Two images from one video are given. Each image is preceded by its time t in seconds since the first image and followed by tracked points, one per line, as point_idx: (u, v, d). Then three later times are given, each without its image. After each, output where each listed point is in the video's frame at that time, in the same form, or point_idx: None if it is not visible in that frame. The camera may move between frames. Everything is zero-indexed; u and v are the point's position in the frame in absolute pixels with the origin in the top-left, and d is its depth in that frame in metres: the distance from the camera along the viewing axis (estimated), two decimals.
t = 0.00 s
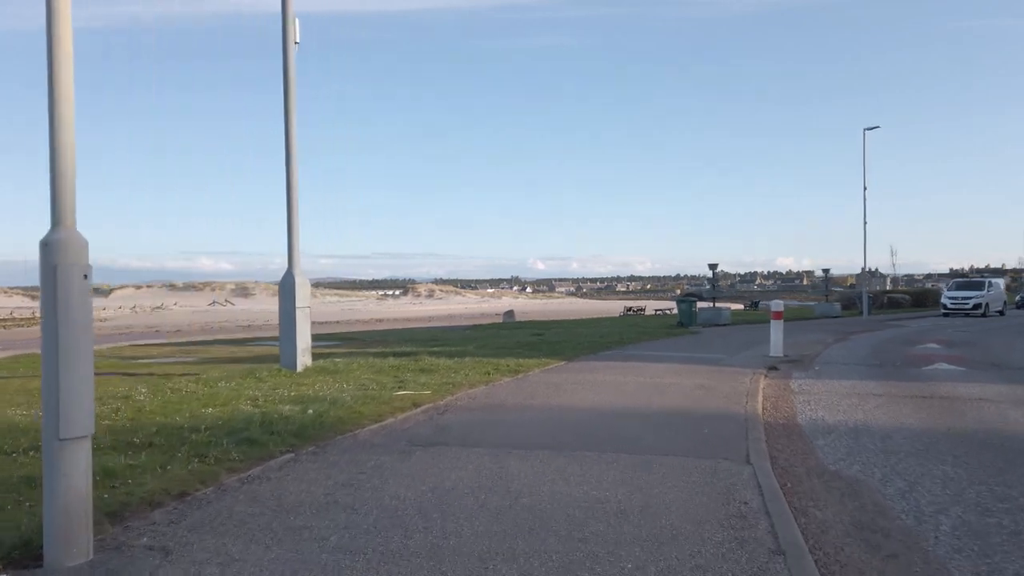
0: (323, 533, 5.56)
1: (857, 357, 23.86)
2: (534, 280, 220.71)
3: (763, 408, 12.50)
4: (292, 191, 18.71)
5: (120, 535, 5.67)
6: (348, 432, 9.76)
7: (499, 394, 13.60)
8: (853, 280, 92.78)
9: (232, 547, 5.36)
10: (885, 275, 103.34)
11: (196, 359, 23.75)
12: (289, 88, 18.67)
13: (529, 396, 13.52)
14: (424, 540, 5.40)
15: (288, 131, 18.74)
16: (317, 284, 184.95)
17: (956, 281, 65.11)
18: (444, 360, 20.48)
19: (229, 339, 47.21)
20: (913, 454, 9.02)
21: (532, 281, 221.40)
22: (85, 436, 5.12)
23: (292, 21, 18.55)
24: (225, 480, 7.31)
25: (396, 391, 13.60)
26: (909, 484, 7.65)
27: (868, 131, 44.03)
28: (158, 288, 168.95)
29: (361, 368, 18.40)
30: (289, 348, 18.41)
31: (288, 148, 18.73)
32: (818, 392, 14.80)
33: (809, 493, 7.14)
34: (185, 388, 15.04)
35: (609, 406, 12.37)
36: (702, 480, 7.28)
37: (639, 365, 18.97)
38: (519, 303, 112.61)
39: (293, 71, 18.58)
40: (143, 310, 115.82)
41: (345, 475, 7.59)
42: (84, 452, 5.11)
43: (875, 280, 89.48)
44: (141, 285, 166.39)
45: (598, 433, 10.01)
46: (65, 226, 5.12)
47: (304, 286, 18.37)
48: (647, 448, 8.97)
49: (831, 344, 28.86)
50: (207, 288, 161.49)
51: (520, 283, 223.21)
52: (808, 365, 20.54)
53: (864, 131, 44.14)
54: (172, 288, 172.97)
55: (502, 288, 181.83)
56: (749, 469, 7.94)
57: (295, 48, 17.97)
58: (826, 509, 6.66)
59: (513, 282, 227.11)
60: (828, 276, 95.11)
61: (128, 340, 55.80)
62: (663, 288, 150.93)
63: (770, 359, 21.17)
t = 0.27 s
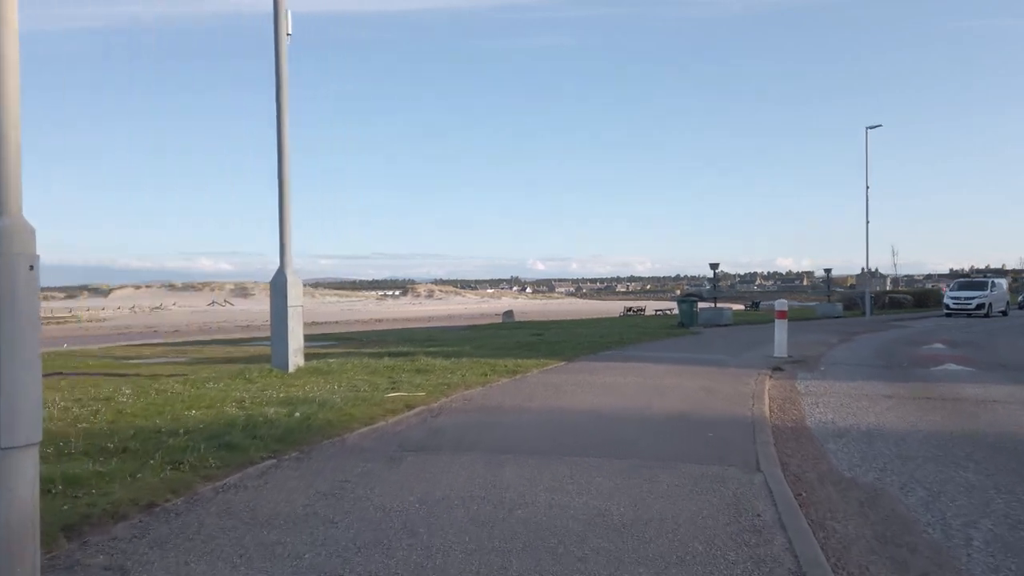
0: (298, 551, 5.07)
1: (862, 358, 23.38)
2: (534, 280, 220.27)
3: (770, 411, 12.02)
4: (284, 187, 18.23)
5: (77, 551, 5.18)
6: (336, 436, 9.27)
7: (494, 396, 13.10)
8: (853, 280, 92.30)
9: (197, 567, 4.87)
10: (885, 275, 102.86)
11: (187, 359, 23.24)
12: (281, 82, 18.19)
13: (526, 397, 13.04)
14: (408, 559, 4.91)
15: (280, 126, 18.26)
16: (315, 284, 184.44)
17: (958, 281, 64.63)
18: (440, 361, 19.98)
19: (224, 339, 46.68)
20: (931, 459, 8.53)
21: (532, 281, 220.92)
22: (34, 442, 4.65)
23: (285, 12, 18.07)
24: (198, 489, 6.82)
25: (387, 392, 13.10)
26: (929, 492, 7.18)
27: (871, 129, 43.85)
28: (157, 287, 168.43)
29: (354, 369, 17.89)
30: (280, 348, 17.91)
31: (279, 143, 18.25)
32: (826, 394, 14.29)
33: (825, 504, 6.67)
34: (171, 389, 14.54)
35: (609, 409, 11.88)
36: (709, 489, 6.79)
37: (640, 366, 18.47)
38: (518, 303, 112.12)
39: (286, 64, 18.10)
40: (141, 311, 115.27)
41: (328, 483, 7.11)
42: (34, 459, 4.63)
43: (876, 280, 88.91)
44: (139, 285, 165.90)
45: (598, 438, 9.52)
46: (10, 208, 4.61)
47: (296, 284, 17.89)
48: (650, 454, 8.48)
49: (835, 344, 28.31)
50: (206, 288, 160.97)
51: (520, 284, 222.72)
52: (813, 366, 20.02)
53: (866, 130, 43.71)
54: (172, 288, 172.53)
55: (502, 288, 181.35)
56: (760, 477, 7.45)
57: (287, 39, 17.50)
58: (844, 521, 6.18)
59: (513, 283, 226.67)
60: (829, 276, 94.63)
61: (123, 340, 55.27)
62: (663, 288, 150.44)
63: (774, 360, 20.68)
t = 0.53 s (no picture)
0: None
1: (866, 360, 22.91)
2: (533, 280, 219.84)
3: (775, 418, 11.52)
4: (273, 185, 17.71)
5: None
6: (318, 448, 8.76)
7: (489, 402, 12.61)
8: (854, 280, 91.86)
9: None
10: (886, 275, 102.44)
11: (176, 362, 22.74)
12: (270, 77, 17.68)
13: (521, 403, 12.55)
14: None
15: (269, 123, 17.76)
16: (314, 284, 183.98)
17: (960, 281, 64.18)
18: (434, 363, 19.49)
19: (219, 339, 46.21)
20: (948, 473, 8.04)
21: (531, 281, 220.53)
22: None
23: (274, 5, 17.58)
24: (162, 509, 6.30)
25: (377, 398, 12.59)
26: (950, 511, 6.71)
27: (871, 128, 43.61)
28: (154, 287, 167.92)
29: (345, 373, 17.40)
30: (270, 351, 17.40)
31: (268, 140, 17.75)
32: (832, 400, 13.79)
33: (840, 526, 6.20)
34: (154, 394, 14.03)
35: (608, 417, 11.38)
36: (713, 509, 6.32)
37: (639, 369, 17.98)
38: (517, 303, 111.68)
39: (275, 60, 17.62)
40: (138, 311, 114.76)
41: (304, 502, 6.59)
42: None
43: (877, 279, 88.37)
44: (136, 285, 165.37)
45: (595, 450, 9.01)
46: None
47: (285, 286, 17.39)
48: (651, 468, 8.00)
49: (838, 346, 27.80)
50: (203, 288, 160.47)
51: (519, 284, 222.22)
52: (817, 369, 19.50)
53: (868, 129, 43.32)
54: (170, 288, 171.98)
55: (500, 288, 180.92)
56: (769, 494, 6.96)
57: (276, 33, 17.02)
58: (862, 546, 5.71)
59: (512, 282, 226.20)
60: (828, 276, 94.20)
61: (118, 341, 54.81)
62: (662, 288, 150.01)
63: (776, 363, 20.19)
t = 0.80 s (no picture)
0: None
1: (866, 360, 22.42)
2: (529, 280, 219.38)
3: (777, 420, 11.02)
4: (257, 180, 17.19)
5: None
6: (291, 453, 8.22)
7: (478, 403, 12.10)
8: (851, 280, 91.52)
9: None
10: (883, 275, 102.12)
11: (161, 362, 22.17)
12: (255, 70, 17.16)
13: (512, 405, 12.02)
14: None
15: (253, 116, 17.22)
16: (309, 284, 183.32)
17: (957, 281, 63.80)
18: (424, 364, 18.95)
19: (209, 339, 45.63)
20: (963, 479, 7.53)
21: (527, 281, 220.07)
22: None
23: None
24: (111, 522, 5.75)
25: (361, 399, 12.07)
26: (969, 522, 6.20)
27: (868, 126, 43.30)
28: (148, 287, 167.10)
29: (332, 374, 16.85)
30: (254, 351, 16.85)
31: (252, 135, 17.21)
32: (835, 400, 13.30)
33: (852, 540, 5.68)
34: (130, 395, 13.47)
35: (601, 419, 10.87)
36: (714, 522, 5.80)
37: (635, 369, 17.46)
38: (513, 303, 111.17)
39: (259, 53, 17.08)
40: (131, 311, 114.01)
41: (267, 514, 6.05)
42: None
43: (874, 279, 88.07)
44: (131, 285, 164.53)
45: (587, 456, 8.49)
46: None
47: (270, 284, 16.86)
48: (646, 475, 7.47)
49: (837, 346, 27.34)
50: (198, 288, 159.72)
51: (516, 284, 221.73)
52: (817, 369, 19.02)
53: (866, 127, 42.96)
54: (164, 288, 171.12)
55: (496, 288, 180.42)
56: (773, 504, 6.44)
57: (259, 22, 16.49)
58: (877, 564, 5.19)
59: (508, 283, 225.70)
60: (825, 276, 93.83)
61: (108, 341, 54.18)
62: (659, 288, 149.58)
63: (775, 363, 19.68)
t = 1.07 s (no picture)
0: None
1: (871, 363, 21.95)
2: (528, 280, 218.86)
3: (782, 430, 10.53)
4: (246, 180, 16.67)
5: None
6: (267, 468, 7.72)
7: (471, 411, 11.62)
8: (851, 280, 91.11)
9: None
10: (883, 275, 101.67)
11: (150, 366, 21.67)
12: (242, 66, 16.62)
13: (504, 412, 11.56)
14: None
15: (241, 113, 16.71)
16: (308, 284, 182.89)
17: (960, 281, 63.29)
18: (418, 367, 18.45)
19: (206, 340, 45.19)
20: (985, 498, 7.03)
21: (527, 281, 219.58)
22: None
23: None
24: (60, 551, 5.28)
25: (348, 407, 11.55)
26: (997, 549, 5.71)
27: (871, 124, 42.84)
28: (147, 287, 166.78)
29: (322, 378, 16.36)
30: (241, 356, 16.35)
31: (240, 133, 16.68)
32: (842, 407, 12.82)
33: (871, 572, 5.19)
34: (109, 402, 12.97)
35: (598, 428, 10.37)
36: (719, 551, 5.31)
37: (633, 373, 16.97)
38: (512, 303, 110.71)
39: (247, 48, 16.55)
40: (129, 311, 113.53)
41: (232, 542, 5.55)
42: None
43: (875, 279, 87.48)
44: (129, 285, 164.08)
45: (583, 469, 8.00)
46: None
47: (258, 285, 16.38)
48: (645, 493, 6.99)
49: (841, 348, 26.80)
50: (197, 288, 159.31)
51: (515, 283, 221.16)
52: (821, 373, 18.50)
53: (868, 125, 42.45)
54: (163, 288, 170.52)
55: (496, 287, 180.06)
56: (783, 528, 5.95)
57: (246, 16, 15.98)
58: None
59: (508, 282, 225.13)
60: (826, 276, 93.36)
61: (104, 342, 53.75)
62: (658, 288, 149.18)
63: (778, 366, 19.20)
